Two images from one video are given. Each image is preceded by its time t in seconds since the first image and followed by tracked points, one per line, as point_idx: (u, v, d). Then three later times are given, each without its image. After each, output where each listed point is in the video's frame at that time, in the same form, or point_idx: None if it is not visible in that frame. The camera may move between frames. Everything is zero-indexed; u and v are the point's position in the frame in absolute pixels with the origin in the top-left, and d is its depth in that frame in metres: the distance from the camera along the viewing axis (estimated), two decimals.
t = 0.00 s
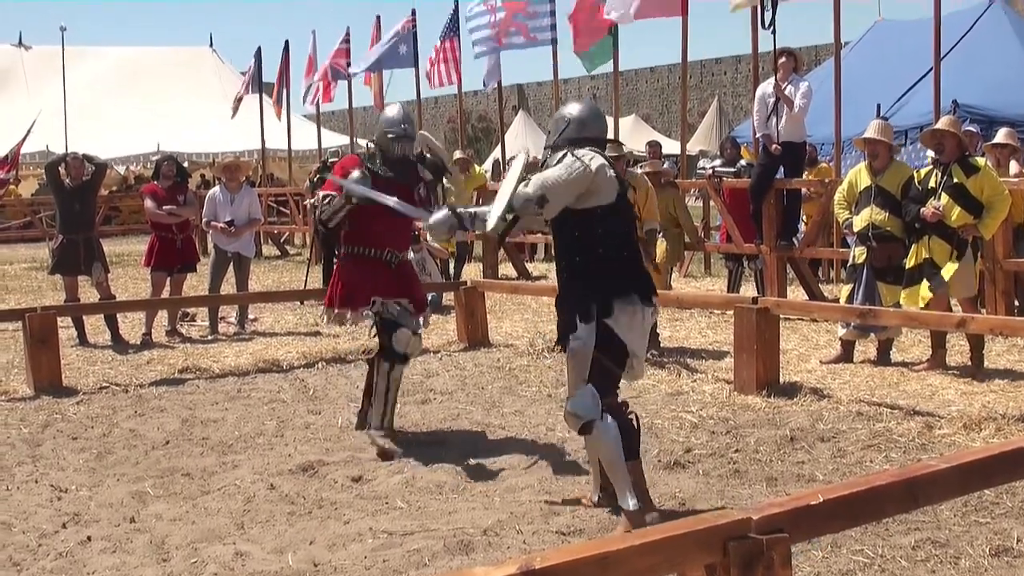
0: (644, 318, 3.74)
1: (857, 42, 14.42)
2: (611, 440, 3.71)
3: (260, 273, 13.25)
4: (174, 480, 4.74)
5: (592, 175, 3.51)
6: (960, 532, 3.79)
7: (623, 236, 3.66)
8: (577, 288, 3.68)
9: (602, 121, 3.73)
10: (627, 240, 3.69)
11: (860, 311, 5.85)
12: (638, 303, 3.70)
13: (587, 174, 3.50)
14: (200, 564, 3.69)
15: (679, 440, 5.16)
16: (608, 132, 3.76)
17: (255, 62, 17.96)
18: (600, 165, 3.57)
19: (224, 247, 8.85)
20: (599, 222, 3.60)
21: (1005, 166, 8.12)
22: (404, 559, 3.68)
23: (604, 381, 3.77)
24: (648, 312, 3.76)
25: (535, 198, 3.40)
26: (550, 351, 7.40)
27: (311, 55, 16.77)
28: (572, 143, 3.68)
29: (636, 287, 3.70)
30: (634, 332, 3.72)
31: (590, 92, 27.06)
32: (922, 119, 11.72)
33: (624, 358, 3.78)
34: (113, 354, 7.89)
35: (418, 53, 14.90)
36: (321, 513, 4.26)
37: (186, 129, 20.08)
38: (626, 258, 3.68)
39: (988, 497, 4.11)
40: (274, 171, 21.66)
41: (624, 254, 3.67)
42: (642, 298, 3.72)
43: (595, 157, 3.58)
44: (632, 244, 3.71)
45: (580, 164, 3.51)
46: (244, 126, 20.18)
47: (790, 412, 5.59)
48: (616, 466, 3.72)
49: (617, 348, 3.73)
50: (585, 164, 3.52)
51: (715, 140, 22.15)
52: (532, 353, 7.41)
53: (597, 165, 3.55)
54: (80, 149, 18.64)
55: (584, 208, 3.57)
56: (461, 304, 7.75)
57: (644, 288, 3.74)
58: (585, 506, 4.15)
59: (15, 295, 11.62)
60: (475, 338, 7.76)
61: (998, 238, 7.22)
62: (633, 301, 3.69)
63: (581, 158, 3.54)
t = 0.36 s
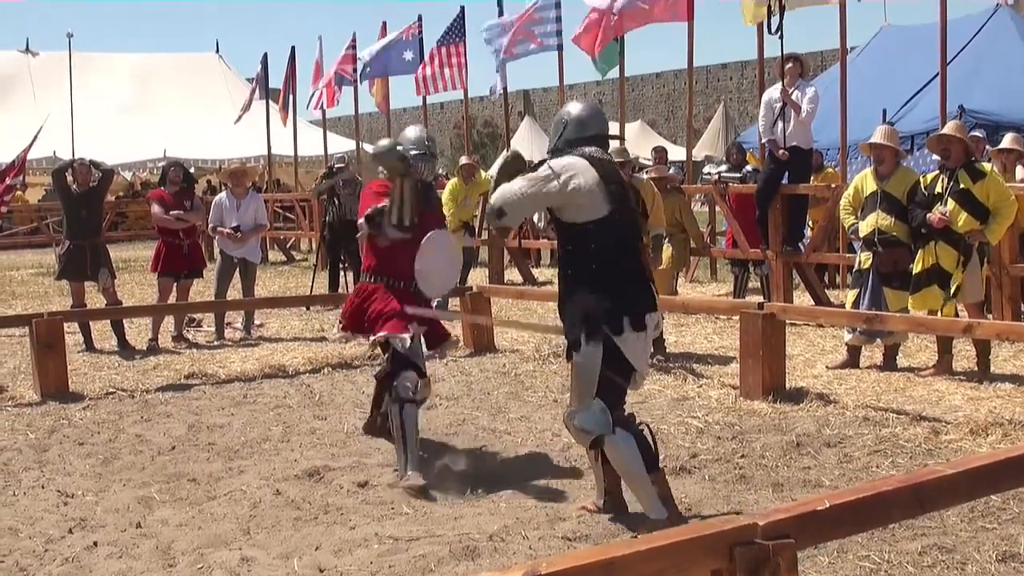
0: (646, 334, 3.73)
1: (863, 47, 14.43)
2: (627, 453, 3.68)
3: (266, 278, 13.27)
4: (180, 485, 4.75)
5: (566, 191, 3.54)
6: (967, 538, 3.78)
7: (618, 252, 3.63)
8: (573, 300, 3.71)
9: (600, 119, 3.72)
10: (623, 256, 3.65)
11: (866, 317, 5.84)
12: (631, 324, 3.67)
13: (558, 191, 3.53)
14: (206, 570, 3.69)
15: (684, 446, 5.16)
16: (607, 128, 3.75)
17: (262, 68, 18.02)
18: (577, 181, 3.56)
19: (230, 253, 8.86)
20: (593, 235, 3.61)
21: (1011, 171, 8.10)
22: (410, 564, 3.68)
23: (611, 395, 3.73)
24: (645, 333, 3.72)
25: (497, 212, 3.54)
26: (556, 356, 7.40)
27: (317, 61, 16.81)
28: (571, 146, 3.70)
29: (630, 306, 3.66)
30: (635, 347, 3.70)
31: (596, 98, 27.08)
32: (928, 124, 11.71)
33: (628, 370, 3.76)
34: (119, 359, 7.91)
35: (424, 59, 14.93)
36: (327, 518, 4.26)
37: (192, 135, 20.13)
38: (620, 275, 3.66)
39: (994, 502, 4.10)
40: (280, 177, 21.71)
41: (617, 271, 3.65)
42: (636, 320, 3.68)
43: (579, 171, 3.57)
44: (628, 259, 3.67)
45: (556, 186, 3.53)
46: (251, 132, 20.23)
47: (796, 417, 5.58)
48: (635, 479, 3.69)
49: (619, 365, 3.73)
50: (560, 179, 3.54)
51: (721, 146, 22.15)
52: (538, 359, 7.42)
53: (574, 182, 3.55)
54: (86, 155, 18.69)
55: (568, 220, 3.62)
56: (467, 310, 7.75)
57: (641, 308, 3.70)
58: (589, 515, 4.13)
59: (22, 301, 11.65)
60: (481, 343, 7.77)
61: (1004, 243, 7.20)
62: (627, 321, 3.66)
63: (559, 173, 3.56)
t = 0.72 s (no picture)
0: (643, 364, 3.48)
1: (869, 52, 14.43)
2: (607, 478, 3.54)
3: (272, 284, 13.28)
4: (186, 491, 4.75)
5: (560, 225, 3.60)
6: (974, 543, 3.77)
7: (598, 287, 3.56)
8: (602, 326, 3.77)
9: (627, 129, 3.57)
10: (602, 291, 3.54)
11: (872, 322, 5.83)
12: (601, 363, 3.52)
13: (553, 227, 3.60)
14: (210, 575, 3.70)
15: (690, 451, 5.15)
16: (639, 137, 3.59)
17: (268, 73, 18.05)
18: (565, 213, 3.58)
19: (236, 257, 8.88)
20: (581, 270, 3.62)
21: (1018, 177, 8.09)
22: (415, 569, 3.68)
23: (612, 427, 3.57)
24: (621, 367, 3.48)
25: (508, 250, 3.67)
26: (561, 362, 7.40)
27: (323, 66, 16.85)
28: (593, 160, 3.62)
29: (599, 344, 3.52)
30: (632, 382, 3.50)
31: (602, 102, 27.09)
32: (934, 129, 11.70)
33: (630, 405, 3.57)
34: (125, 364, 7.93)
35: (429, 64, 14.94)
36: (332, 523, 4.26)
37: (198, 140, 20.17)
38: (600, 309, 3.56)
39: (1001, 507, 4.09)
40: (285, 182, 21.76)
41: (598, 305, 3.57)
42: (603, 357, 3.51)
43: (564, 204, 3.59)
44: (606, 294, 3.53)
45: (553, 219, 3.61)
46: (257, 137, 20.27)
47: (802, 422, 5.57)
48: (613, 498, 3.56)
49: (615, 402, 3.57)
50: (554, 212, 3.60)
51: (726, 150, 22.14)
52: (543, 364, 7.42)
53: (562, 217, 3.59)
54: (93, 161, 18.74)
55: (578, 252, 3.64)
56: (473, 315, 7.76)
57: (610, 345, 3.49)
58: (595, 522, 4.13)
59: (28, 306, 11.68)
60: (487, 348, 7.77)
61: (1011, 248, 7.19)
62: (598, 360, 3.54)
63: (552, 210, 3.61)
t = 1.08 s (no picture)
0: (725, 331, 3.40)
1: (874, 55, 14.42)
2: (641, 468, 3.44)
3: (276, 287, 13.30)
4: (190, 494, 4.76)
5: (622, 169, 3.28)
6: (978, 547, 3.77)
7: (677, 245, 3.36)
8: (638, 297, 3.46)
9: (667, 99, 3.43)
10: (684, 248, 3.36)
11: (876, 325, 5.82)
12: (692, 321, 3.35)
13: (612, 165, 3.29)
14: None
15: (694, 454, 5.15)
16: (676, 108, 3.46)
17: (273, 77, 18.09)
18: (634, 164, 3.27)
19: (240, 261, 8.89)
20: (650, 227, 3.36)
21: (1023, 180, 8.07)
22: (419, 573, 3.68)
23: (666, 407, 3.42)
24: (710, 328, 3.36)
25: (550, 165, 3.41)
26: (565, 365, 7.40)
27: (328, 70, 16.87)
28: (642, 131, 3.44)
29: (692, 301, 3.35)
30: (708, 351, 3.39)
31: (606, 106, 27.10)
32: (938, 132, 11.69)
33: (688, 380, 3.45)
34: (130, 368, 7.94)
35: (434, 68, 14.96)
36: (336, 526, 4.27)
37: (202, 144, 20.20)
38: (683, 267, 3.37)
39: (1005, 511, 4.08)
40: (290, 185, 21.79)
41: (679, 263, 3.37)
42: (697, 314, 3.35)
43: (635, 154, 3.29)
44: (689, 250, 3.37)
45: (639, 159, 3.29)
46: (261, 141, 20.30)
47: (806, 426, 5.56)
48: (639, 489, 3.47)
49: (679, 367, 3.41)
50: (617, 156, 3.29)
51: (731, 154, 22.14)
52: (547, 367, 7.42)
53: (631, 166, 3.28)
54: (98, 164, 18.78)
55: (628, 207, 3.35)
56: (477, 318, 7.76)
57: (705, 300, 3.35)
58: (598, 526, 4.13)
59: (33, 309, 11.71)
60: (491, 351, 7.78)
61: (1015, 251, 7.17)
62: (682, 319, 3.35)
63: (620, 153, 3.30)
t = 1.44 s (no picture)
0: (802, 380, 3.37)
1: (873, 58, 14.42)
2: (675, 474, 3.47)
3: (274, 290, 13.28)
4: (188, 496, 4.75)
5: (745, 223, 3.19)
6: (977, 549, 3.77)
7: (781, 294, 3.31)
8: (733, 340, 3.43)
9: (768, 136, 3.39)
10: (783, 297, 3.32)
11: (875, 328, 5.81)
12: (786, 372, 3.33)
13: (737, 226, 3.18)
14: None
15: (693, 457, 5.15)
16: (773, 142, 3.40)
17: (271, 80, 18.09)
18: (753, 210, 3.19)
19: (239, 263, 8.88)
20: (757, 275, 3.31)
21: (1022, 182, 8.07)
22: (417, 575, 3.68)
23: (726, 436, 3.41)
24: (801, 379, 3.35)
25: (688, 258, 3.21)
26: (564, 368, 7.39)
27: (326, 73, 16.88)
28: (743, 167, 3.37)
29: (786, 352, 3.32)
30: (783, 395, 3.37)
31: (605, 109, 27.10)
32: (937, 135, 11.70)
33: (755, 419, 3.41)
34: (128, 370, 7.93)
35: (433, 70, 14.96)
36: (335, 529, 4.26)
37: (201, 146, 20.21)
38: (782, 315, 3.32)
39: (1004, 513, 4.08)
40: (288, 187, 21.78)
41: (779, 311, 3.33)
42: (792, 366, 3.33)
43: (750, 200, 3.21)
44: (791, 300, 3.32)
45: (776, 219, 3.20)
46: (260, 143, 20.30)
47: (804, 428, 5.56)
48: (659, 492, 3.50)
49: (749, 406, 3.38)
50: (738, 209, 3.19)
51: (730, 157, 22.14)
52: (546, 369, 7.41)
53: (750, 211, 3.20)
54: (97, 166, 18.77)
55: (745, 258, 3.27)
56: (476, 320, 7.76)
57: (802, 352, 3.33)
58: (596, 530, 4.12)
59: (31, 311, 11.69)
60: (490, 353, 7.78)
61: (1014, 254, 7.18)
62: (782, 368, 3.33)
63: (734, 204, 3.20)
